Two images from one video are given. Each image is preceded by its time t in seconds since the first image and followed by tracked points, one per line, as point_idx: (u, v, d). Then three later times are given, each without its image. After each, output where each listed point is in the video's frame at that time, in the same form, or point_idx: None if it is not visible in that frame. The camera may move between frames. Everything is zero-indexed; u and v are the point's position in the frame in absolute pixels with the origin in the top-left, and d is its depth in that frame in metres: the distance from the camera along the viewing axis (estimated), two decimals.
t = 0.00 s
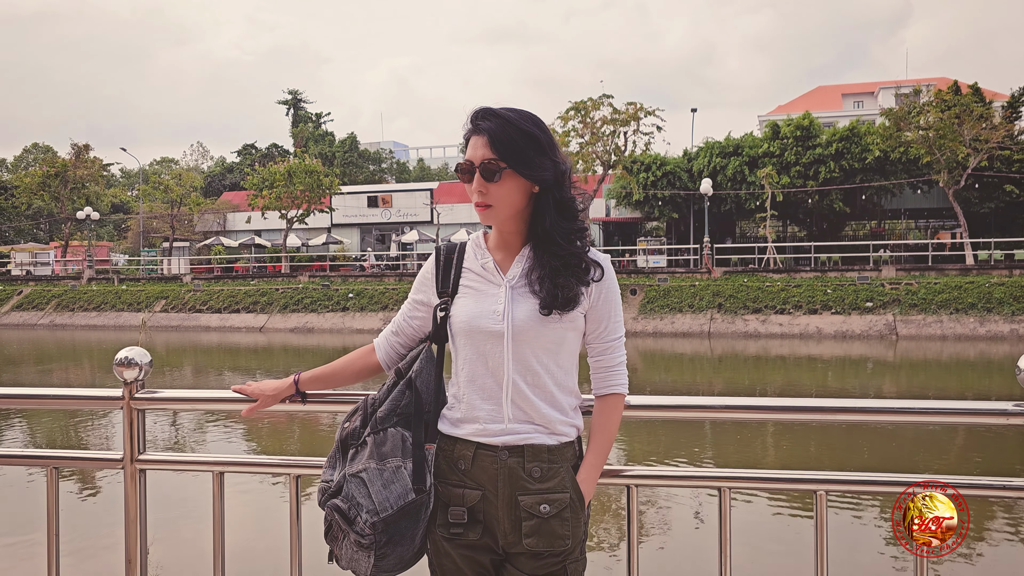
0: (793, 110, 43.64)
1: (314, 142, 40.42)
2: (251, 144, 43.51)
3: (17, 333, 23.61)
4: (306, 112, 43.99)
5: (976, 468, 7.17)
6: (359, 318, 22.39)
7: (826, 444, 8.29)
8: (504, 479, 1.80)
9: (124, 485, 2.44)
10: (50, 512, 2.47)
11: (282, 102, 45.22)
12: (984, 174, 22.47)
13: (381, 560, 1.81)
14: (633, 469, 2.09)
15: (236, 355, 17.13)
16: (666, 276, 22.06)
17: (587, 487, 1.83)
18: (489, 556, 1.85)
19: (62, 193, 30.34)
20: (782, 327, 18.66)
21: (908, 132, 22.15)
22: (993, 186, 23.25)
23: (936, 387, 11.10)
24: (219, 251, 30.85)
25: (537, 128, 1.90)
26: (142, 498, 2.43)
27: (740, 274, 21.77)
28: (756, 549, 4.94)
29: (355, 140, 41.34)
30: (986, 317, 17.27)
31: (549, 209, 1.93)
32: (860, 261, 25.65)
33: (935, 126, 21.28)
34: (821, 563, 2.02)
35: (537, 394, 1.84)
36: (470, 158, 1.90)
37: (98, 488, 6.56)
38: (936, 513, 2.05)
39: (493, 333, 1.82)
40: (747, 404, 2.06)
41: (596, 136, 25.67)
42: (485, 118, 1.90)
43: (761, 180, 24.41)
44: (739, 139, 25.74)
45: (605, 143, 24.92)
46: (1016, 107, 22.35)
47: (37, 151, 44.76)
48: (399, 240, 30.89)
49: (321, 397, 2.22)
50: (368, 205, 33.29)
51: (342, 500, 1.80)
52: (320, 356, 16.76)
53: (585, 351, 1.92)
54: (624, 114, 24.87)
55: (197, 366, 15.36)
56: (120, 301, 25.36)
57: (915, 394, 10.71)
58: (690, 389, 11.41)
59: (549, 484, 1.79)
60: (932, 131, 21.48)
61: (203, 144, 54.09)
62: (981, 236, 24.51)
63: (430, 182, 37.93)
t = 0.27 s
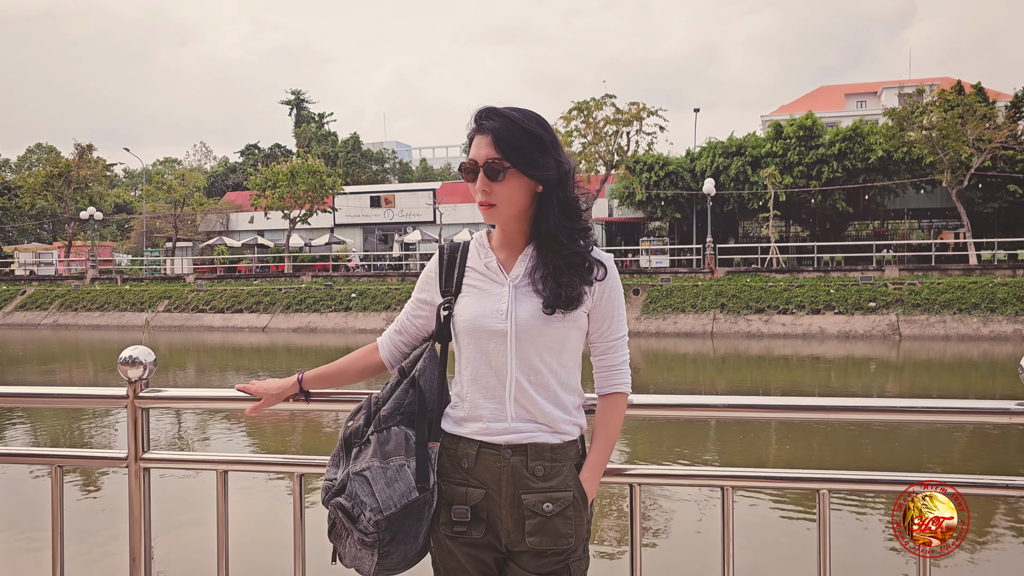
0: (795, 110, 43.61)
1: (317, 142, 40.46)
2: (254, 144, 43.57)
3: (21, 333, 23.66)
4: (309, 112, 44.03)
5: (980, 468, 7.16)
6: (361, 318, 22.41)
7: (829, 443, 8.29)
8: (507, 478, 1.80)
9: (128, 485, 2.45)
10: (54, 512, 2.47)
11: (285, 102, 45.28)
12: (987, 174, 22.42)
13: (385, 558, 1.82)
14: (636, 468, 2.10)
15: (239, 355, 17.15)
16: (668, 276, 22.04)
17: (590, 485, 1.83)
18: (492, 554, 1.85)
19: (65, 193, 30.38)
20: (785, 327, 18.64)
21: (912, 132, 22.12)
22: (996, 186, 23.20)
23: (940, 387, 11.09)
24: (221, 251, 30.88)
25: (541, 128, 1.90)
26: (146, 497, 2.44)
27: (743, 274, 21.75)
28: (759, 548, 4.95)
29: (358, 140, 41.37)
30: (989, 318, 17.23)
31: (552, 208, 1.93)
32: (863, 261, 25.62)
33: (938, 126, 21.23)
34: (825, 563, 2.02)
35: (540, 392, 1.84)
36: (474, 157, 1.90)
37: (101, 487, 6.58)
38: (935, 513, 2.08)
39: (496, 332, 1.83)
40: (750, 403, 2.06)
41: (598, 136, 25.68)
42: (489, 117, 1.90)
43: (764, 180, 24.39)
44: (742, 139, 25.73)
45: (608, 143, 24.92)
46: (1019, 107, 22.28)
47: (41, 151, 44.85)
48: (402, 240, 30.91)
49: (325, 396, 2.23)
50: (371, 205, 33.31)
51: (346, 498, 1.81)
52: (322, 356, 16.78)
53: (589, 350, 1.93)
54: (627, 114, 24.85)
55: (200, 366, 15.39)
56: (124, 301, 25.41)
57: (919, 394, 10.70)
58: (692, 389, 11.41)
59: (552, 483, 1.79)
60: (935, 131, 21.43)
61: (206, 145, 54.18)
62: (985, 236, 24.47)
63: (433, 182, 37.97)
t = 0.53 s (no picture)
0: (798, 110, 43.56)
1: (319, 142, 40.49)
2: (257, 144, 43.63)
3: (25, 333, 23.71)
4: (312, 113, 44.07)
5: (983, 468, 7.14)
6: (364, 318, 22.42)
7: (832, 443, 8.28)
8: (511, 477, 1.80)
9: (133, 483, 2.46)
10: (58, 511, 2.47)
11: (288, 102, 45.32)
12: (991, 174, 22.36)
13: (389, 555, 1.82)
14: (639, 466, 2.10)
15: (242, 355, 17.17)
16: (671, 275, 22.02)
17: (593, 483, 1.84)
18: (497, 552, 1.85)
19: (69, 193, 30.44)
20: (788, 327, 18.61)
21: (915, 131, 22.07)
22: (1000, 185, 23.14)
23: (943, 387, 11.08)
24: (225, 251, 30.92)
25: (545, 127, 1.90)
26: (151, 496, 2.44)
27: (746, 274, 21.71)
28: (763, 549, 4.94)
29: (361, 140, 41.40)
30: (993, 318, 17.19)
31: (556, 207, 1.93)
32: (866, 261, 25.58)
33: (941, 125, 21.19)
34: (828, 563, 2.01)
35: (543, 391, 1.85)
36: (477, 156, 1.91)
37: (106, 486, 6.60)
38: (935, 513, 2.07)
39: (500, 330, 1.83)
40: (754, 401, 2.06)
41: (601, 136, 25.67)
42: (493, 115, 1.91)
43: (767, 179, 24.36)
44: (745, 139, 25.71)
45: (611, 143, 24.91)
46: None
47: (45, 151, 44.94)
48: (404, 240, 30.92)
49: (329, 394, 2.23)
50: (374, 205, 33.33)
51: (350, 496, 1.81)
52: (325, 355, 16.79)
53: (593, 349, 1.93)
54: (630, 114, 24.86)
55: (204, 366, 15.41)
56: (127, 301, 25.45)
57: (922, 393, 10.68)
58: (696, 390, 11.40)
59: (555, 481, 1.79)
60: (939, 131, 21.39)
61: (209, 145, 54.28)
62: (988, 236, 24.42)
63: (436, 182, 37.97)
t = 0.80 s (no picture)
0: (802, 109, 43.51)
1: (323, 142, 40.56)
2: (261, 144, 43.70)
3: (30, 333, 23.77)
4: (315, 113, 44.12)
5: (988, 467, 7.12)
6: (368, 318, 22.43)
7: (836, 443, 8.26)
8: (515, 474, 1.80)
9: (138, 481, 2.46)
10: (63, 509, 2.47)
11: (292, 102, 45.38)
12: (996, 173, 22.30)
13: (394, 553, 1.83)
14: (644, 464, 2.10)
15: (246, 354, 17.20)
16: (675, 276, 22.00)
17: (598, 481, 1.84)
18: (501, 549, 1.86)
19: (73, 193, 30.52)
20: (791, 327, 18.59)
21: (919, 131, 22.01)
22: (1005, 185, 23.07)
23: (947, 387, 11.06)
24: (229, 251, 30.98)
25: (550, 125, 1.91)
26: (156, 494, 2.45)
27: (750, 274, 21.67)
28: (767, 550, 4.93)
29: (364, 140, 41.43)
30: (997, 318, 17.14)
31: (560, 205, 1.93)
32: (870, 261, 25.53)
33: (946, 125, 21.14)
34: (831, 563, 2.01)
35: (548, 389, 1.85)
36: (482, 154, 1.91)
37: (111, 486, 6.62)
38: (935, 513, 2.07)
39: (505, 328, 1.83)
40: (758, 399, 2.06)
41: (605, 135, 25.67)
42: (498, 113, 1.91)
43: (770, 179, 24.32)
44: (748, 139, 25.68)
45: (614, 143, 24.90)
46: None
47: (49, 151, 45.06)
48: (408, 240, 30.94)
49: (334, 392, 2.24)
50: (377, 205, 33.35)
51: (355, 494, 1.82)
52: (329, 355, 16.81)
53: (597, 347, 1.93)
54: (633, 114, 24.84)
55: (208, 365, 15.44)
56: (131, 301, 25.51)
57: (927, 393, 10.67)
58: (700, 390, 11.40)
59: (560, 479, 1.80)
60: (943, 130, 21.34)
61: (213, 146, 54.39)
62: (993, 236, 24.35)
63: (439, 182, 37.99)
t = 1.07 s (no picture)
0: (806, 109, 43.47)
1: (327, 142, 40.62)
2: (265, 144, 43.78)
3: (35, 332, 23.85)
4: (319, 112, 44.19)
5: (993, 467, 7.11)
6: (371, 318, 22.47)
7: (840, 443, 8.26)
8: (520, 471, 1.81)
9: (144, 478, 2.47)
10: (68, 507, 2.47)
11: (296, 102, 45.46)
12: (1001, 173, 22.24)
13: (399, 550, 1.83)
14: (647, 462, 2.10)
15: (250, 354, 17.23)
16: (679, 275, 21.99)
17: (603, 478, 1.84)
18: (506, 547, 1.86)
19: (78, 193, 30.61)
20: (795, 327, 18.57)
21: (924, 130, 21.96)
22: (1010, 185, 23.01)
23: (952, 386, 11.06)
24: (232, 250, 31.05)
25: (555, 123, 1.91)
26: (162, 491, 2.46)
27: (754, 273, 21.64)
28: (772, 549, 4.93)
29: (368, 140, 41.49)
30: (1002, 317, 17.10)
31: (565, 203, 1.93)
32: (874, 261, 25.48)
33: (951, 124, 21.09)
34: (837, 562, 2.01)
35: (553, 387, 1.85)
36: (487, 152, 1.91)
37: (116, 485, 6.66)
38: (935, 513, 2.08)
39: (510, 327, 1.84)
40: (764, 396, 2.06)
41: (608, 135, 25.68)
42: (503, 111, 1.92)
43: (774, 179, 24.29)
44: (753, 138, 25.65)
45: (618, 143, 24.90)
46: None
47: (54, 151, 45.19)
48: (412, 240, 30.97)
49: (339, 390, 2.24)
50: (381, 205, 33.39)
51: (361, 491, 1.82)
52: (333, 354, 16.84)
53: (602, 344, 1.93)
54: (637, 114, 24.84)
55: (211, 365, 15.47)
56: (135, 300, 25.57)
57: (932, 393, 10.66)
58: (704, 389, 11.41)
59: (565, 477, 1.80)
60: (948, 129, 21.29)
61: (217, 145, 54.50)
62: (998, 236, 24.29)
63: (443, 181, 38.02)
